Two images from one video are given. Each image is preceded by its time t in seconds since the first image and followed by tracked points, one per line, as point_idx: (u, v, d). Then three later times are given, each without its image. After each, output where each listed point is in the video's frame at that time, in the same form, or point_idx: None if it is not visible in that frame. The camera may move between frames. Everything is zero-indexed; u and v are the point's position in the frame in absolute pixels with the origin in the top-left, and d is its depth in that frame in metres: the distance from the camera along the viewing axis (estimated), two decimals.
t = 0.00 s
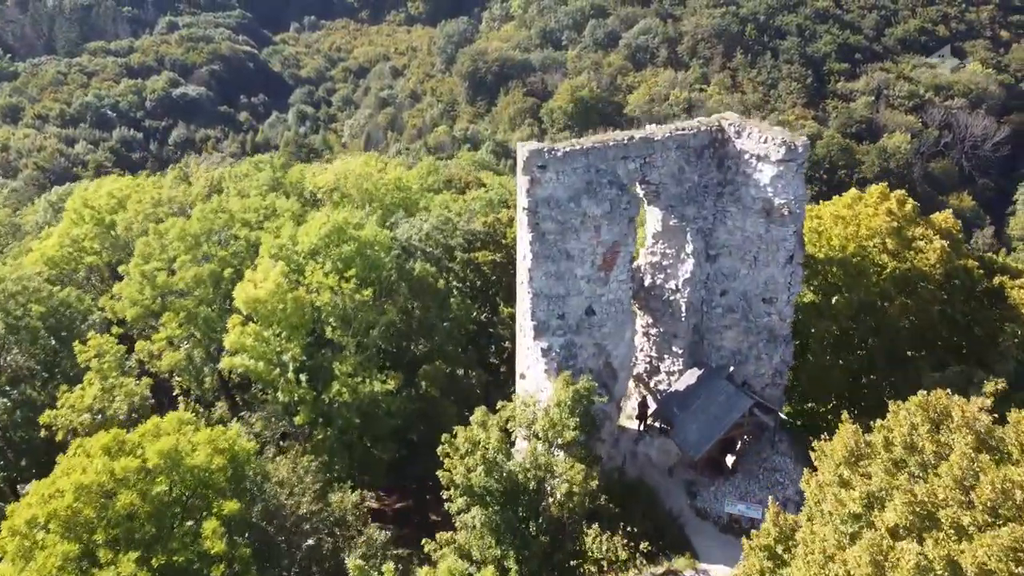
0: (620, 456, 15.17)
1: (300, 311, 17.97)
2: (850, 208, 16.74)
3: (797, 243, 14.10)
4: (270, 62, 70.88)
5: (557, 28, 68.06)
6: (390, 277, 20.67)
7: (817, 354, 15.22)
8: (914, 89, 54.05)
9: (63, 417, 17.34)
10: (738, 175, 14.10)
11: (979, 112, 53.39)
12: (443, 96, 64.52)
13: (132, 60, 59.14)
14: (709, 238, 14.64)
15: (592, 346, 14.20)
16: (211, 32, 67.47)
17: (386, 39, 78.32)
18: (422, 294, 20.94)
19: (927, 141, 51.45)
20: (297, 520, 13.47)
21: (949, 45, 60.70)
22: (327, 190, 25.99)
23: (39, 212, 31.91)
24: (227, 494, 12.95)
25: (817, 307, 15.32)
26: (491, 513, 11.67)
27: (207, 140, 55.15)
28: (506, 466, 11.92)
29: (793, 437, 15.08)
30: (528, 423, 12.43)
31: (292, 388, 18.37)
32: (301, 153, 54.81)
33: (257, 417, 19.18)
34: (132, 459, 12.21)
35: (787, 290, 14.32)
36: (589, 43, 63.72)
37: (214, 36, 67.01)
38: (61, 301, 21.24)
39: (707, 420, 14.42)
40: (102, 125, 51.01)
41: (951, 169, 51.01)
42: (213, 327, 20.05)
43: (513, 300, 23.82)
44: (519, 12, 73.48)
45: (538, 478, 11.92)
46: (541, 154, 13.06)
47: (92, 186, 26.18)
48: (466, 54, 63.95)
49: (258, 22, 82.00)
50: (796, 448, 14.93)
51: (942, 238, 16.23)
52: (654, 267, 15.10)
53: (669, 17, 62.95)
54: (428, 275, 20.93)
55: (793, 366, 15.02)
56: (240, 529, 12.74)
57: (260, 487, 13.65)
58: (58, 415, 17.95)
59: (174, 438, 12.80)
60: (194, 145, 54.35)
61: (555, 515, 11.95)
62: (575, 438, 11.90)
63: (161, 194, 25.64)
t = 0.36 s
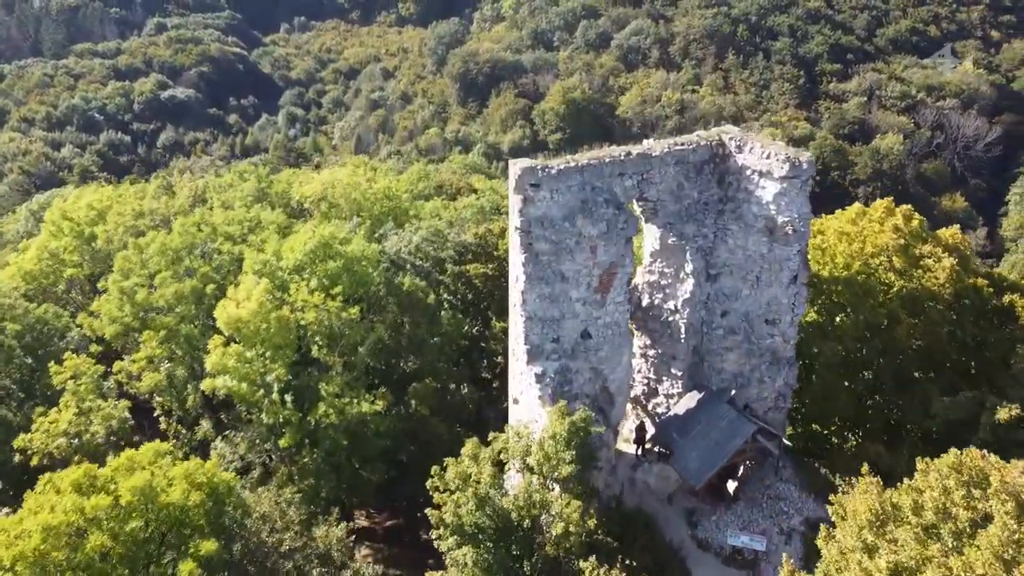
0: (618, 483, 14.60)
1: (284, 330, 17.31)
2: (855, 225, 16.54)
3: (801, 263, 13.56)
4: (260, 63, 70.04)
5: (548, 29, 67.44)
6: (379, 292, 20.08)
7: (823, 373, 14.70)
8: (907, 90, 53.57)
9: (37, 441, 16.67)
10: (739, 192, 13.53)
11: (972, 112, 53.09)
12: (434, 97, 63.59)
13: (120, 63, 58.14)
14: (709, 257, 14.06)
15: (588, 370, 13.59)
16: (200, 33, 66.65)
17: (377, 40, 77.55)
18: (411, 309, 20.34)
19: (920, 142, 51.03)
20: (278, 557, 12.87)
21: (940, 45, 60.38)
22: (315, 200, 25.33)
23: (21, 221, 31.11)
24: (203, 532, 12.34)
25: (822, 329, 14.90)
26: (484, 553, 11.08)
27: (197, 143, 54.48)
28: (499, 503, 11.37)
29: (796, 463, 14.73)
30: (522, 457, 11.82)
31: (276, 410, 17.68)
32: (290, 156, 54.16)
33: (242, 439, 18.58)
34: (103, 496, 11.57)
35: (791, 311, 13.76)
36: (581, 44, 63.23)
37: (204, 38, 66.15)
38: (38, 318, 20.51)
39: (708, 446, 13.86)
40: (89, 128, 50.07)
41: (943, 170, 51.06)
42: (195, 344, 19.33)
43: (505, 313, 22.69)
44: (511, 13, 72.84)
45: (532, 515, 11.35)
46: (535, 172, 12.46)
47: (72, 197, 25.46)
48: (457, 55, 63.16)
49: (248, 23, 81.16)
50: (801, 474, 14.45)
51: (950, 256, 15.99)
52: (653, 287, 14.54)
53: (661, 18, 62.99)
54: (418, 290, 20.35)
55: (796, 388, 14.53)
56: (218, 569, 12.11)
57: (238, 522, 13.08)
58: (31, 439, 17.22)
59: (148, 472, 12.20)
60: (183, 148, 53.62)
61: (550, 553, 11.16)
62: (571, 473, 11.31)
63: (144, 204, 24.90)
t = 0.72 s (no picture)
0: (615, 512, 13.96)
1: (266, 351, 16.62)
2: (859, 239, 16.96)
3: (806, 283, 12.95)
4: (249, 64, 69.10)
5: (539, 30, 66.72)
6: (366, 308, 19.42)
7: (829, 393, 14.68)
8: (898, 90, 53.23)
9: (9, 467, 16.03)
10: (742, 210, 12.93)
11: (963, 112, 52.17)
12: (425, 98, 62.65)
13: (107, 64, 57.34)
14: (710, 277, 13.46)
15: (584, 397, 12.97)
16: (188, 34, 65.70)
17: (367, 41, 76.70)
18: (400, 325, 19.68)
19: (912, 142, 50.56)
20: None
21: (931, 47, 59.88)
22: (303, 210, 24.62)
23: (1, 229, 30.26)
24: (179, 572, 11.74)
25: (827, 350, 14.97)
26: None
27: (184, 145, 53.71)
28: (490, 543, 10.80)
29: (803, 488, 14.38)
30: (514, 493, 11.19)
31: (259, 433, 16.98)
32: (278, 159, 53.35)
33: (225, 461, 17.90)
34: (71, 539, 11.01)
35: (795, 334, 13.14)
36: (572, 44, 62.64)
37: (192, 40, 65.20)
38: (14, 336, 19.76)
39: (709, 474, 13.27)
40: (76, 131, 49.21)
41: (936, 171, 50.03)
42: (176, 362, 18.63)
43: (497, 328, 22.31)
44: (502, 13, 72.05)
45: (526, 556, 10.73)
46: (527, 191, 11.85)
47: (51, 208, 24.71)
48: (448, 56, 62.39)
49: (237, 24, 80.29)
50: (806, 503, 13.92)
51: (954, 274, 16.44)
52: (651, 307, 13.90)
53: (653, 18, 62.84)
54: (407, 305, 19.67)
55: (801, 412, 13.93)
56: None
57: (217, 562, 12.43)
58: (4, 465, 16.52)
59: (119, 511, 11.66)
60: (171, 151, 52.80)
61: None
62: (567, 512, 10.70)
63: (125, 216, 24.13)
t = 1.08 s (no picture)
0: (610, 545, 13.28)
1: (245, 375, 15.91)
2: (863, 255, 16.95)
3: (810, 306, 12.37)
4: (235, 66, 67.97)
5: (527, 31, 65.98)
6: (350, 325, 18.76)
7: (832, 418, 14.47)
8: (887, 90, 53.06)
9: None
10: (742, 229, 12.35)
11: (950, 113, 52.07)
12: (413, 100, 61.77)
13: (90, 66, 56.24)
14: (709, 298, 12.86)
15: (578, 426, 12.35)
16: (172, 36, 64.49)
17: (353, 42, 75.73)
18: (387, 343, 19.04)
19: (900, 143, 50.17)
20: None
21: (917, 47, 59.58)
22: (287, 221, 23.94)
23: None
24: None
25: (830, 373, 14.90)
26: None
27: (169, 148, 52.80)
28: None
29: (807, 518, 14.48)
30: (506, 536, 10.58)
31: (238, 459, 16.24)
32: (263, 161, 52.53)
33: (204, 487, 17.16)
34: None
35: (798, 358, 12.60)
36: (560, 45, 62.07)
37: (176, 42, 64.06)
38: None
39: (709, 505, 12.66)
40: (57, 135, 48.35)
41: (924, 171, 49.56)
42: (150, 385, 17.86)
43: (486, 344, 21.56)
44: (489, 14, 71.32)
45: None
46: (517, 213, 11.22)
47: (25, 221, 23.83)
48: (436, 56, 61.55)
49: (222, 27, 78.88)
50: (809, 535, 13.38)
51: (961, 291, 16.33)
52: (647, 330, 13.29)
53: (641, 19, 62.46)
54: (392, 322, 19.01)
55: (803, 439, 13.40)
56: None
57: None
58: None
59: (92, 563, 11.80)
60: (155, 154, 51.84)
61: None
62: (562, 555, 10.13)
63: (101, 229, 23.19)
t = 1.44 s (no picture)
0: None
1: (220, 401, 15.19)
2: (867, 275, 16.76)
3: (812, 330, 11.78)
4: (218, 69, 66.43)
5: (512, 32, 65.27)
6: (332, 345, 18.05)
7: (839, 444, 14.31)
8: (872, 90, 52.36)
9: None
10: (741, 250, 11.79)
11: (935, 112, 51.43)
12: (397, 101, 60.95)
13: (69, 68, 54.75)
14: (707, 322, 12.28)
15: (571, 458, 11.71)
16: (153, 38, 63.15)
17: (337, 43, 74.74)
18: (370, 362, 18.38)
19: (887, 142, 49.58)
20: None
21: (902, 47, 59.47)
22: (268, 234, 23.27)
23: None
24: None
25: (831, 397, 14.72)
26: None
27: (150, 152, 51.83)
28: None
29: (809, 549, 14.19)
30: None
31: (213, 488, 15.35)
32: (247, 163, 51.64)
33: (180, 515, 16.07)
34: None
35: (800, 384, 11.98)
36: (546, 46, 61.52)
37: (157, 43, 62.84)
38: None
39: (708, 539, 12.02)
40: (36, 139, 47.04)
41: (909, 171, 48.86)
42: (122, 409, 17.03)
43: (473, 360, 20.70)
44: (474, 15, 70.57)
45: None
46: (505, 237, 10.58)
47: None
48: (420, 58, 60.52)
49: (204, 27, 76.20)
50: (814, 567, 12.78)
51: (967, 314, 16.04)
52: (642, 354, 12.70)
53: (627, 19, 62.01)
54: (375, 341, 18.54)
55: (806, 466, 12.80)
56: None
57: None
58: None
59: None
60: (136, 158, 50.83)
61: None
62: None
63: (75, 242, 22.34)
